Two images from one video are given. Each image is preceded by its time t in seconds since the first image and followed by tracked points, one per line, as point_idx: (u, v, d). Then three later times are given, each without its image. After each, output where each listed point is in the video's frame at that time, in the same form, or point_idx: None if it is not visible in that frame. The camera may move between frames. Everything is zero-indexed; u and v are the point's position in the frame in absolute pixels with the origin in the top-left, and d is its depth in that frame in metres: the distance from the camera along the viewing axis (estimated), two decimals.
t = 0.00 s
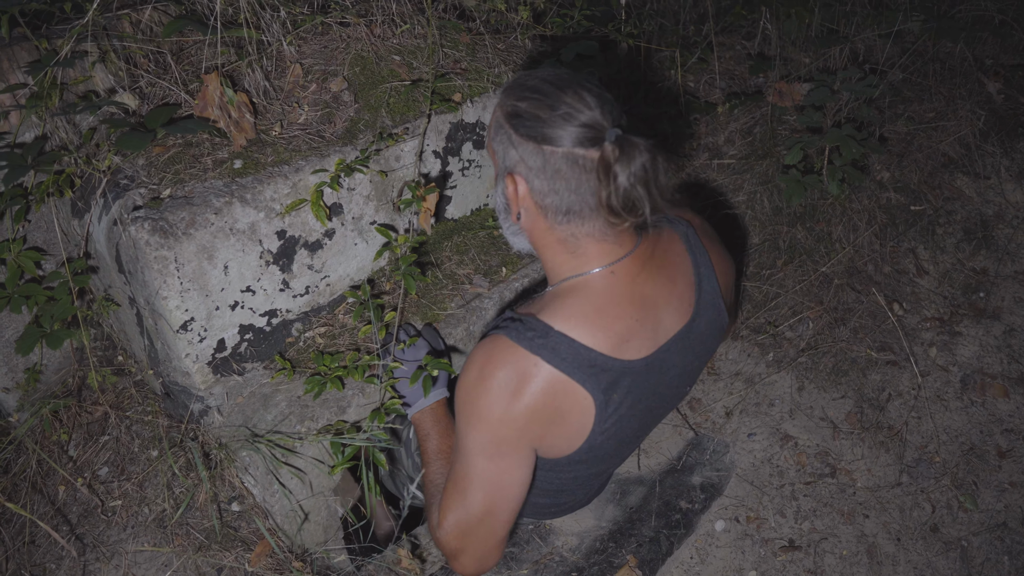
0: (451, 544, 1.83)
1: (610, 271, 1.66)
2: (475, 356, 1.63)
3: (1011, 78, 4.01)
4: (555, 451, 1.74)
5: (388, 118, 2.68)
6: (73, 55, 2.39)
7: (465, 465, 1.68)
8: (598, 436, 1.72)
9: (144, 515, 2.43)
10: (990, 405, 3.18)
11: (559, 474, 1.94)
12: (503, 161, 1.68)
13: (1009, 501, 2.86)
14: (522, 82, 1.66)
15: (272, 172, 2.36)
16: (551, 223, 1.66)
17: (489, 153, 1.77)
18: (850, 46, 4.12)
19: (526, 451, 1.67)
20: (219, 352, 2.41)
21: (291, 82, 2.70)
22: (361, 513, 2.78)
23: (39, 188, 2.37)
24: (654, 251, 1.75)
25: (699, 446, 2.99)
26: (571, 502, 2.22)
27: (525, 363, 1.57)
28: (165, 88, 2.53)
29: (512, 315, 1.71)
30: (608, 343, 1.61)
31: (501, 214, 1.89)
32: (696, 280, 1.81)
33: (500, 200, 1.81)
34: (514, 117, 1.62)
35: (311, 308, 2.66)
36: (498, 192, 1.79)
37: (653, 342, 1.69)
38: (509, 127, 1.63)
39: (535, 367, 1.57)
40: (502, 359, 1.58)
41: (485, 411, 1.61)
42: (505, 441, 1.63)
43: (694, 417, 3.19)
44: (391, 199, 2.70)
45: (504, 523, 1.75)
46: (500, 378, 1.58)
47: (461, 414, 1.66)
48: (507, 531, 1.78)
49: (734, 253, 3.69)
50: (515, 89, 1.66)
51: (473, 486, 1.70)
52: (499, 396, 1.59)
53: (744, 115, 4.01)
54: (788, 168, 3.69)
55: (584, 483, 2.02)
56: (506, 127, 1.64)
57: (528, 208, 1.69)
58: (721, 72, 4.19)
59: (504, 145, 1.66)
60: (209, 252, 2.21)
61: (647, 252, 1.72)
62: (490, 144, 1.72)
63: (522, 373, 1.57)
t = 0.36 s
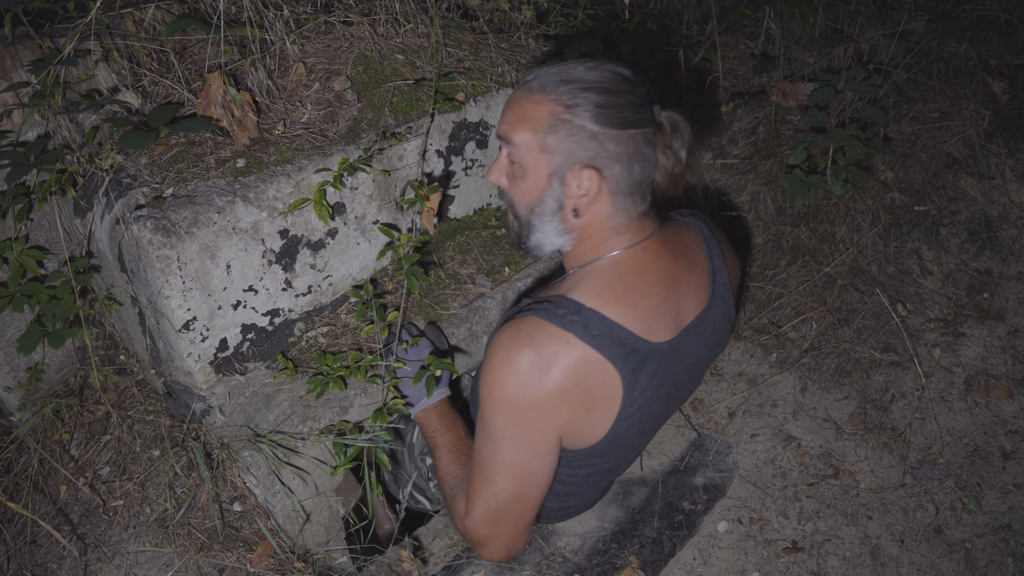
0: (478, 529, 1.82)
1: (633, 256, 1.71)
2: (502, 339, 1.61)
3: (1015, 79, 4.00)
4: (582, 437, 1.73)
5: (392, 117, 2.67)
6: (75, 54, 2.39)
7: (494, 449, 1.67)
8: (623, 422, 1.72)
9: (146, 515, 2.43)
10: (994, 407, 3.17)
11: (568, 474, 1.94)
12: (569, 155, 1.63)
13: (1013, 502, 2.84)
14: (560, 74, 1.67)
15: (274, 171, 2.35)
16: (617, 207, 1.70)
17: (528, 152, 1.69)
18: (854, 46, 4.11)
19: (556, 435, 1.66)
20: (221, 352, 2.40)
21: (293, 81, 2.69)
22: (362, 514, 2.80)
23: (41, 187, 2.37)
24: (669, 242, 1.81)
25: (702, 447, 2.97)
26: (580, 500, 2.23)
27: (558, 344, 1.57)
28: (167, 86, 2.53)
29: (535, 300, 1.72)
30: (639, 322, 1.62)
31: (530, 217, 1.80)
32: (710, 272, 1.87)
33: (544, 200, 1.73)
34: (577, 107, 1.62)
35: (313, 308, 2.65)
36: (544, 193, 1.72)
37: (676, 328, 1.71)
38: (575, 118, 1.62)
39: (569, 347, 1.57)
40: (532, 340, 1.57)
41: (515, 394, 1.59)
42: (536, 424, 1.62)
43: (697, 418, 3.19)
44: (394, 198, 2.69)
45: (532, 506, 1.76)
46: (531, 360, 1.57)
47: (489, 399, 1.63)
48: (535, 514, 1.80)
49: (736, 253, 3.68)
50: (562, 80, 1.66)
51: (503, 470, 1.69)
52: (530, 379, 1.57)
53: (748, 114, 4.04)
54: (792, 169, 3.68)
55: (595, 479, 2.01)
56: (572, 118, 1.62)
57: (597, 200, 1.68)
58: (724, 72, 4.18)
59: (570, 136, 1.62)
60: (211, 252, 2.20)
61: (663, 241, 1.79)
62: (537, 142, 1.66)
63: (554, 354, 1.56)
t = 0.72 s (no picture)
0: (510, 518, 1.85)
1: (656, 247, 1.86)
2: (549, 326, 1.67)
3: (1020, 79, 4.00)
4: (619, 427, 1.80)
5: (396, 117, 2.67)
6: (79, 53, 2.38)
7: (535, 437, 1.71)
8: (660, 408, 1.81)
9: (150, 514, 2.42)
10: (998, 408, 3.16)
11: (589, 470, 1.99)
12: (643, 148, 1.81)
13: (1018, 504, 2.83)
14: (626, 71, 1.84)
15: (278, 171, 2.35)
16: (670, 196, 1.92)
17: (604, 148, 1.80)
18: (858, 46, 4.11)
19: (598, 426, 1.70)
20: (225, 351, 2.39)
21: (297, 80, 2.69)
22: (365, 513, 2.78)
23: (45, 186, 2.36)
24: (688, 236, 1.97)
25: (706, 447, 2.96)
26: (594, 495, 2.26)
27: (606, 328, 1.65)
28: (171, 85, 2.53)
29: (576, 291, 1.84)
30: (677, 305, 1.75)
31: (594, 214, 1.89)
32: (723, 265, 2.02)
33: (616, 195, 1.85)
34: (652, 101, 1.80)
35: (317, 307, 2.64)
36: (616, 187, 1.84)
37: (704, 313, 1.84)
38: (651, 112, 1.80)
39: (616, 331, 1.66)
40: (582, 325, 1.64)
41: (561, 381, 1.64)
42: (579, 412, 1.67)
43: (701, 418, 3.17)
44: (398, 198, 2.68)
45: (564, 496, 1.79)
46: (580, 345, 1.63)
47: (535, 387, 1.67)
48: (563, 505, 1.83)
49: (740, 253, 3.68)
50: (623, 76, 1.83)
51: (541, 459, 1.73)
52: (577, 366, 1.63)
53: (751, 115, 4.04)
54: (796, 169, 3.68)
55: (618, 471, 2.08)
56: (643, 112, 1.79)
57: (663, 189, 1.88)
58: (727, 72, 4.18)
59: (643, 130, 1.80)
60: (216, 251, 2.20)
61: (685, 237, 1.94)
62: (614, 136, 1.79)
63: (602, 339, 1.64)
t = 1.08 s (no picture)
0: (520, 517, 1.83)
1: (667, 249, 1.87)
2: (563, 322, 1.67)
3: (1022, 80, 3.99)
4: (629, 426, 1.80)
5: (396, 117, 2.68)
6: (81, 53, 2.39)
7: (547, 434, 1.71)
8: (669, 408, 1.82)
9: (150, 513, 2.44)
10: (999, 409, 3.15)
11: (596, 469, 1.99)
12: (663, 147, 1.83)
13: (1018, 505, 2.83)
14: (649, 70, 1.86)
15: (279, 171, 2.36)
16: (686, 196, 1.93)
17: (623, 146, 1.82)
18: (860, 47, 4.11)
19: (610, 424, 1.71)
20: (226, 351, 2.40)
21: (299, 80, 2.70)
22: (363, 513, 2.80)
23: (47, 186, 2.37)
24: (699, 238, 1.97)
25: (706, 447, 2.96)
26: (598, 495, 2.27)
27: (620, 325, 1.66)
28: (173, 86, 2.53)
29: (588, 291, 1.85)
30: (688, 304, 1.76)
31: (611, 212, 1.91)
32: (733, 267, 2.03)
33: (634, 193, 1.87)
34: (673, 101, 1.83)
35: (318, 307, 2.65)
36: (634, 187, 1.86)
37: (714, 314, 1.85)
38: (672, 111, 1.83)
39: (630, 328, 1.66)
40: (597, 322, 1.65)
41: (576, 378, 1.64)
42: (591, 409, 1.67)
43: (701, 419, 3.17)
44: (399, 198, 2.69)
45: (574, 494, 1.79)
46: (595, 342, 1.63)
47: (549, 384, 1.67)
48: (572, 504, 1.82)
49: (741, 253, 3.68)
50: (647, 76, 1.85)
51: (553, 456, 1.72)
52: (592, 362, 1.63)
53: (752, 115, 4.04)
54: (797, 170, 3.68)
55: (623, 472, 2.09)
56: (666, 111, 1.82)
57: (679, 189, 1.89)
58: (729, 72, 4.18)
59: (663, 130, 1.82)
60: (216, 251, 2.21)
61: (696, 238, 1.95)
62: (633, 135, 1.81)
63: (616, 337, 1.64)
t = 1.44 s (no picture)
0: (500, 518, 1.84)
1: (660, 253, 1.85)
2: (550, 324, 1.67)
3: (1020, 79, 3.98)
4: (613, 429, 1.81)
5: (391, 116, 2.67)
6: (75, 52, 2.39)
7: (529, 436, 1.70)
8: (656, 413, 1.82)
9: (145, 512, 2.44)
10: (995, 408, 3.15)
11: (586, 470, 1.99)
12: (642, 151, 1.79)
13: (1014, 504, 2.82)
14: (641, 72, 1.83)
15: (273, 170, 2.35)
16: (670, 203, 1.88)
17: (598, 147, 1.82)
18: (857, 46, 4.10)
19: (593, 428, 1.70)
20: (220, 350, 2.40)
21: (294, 79, 2.69)
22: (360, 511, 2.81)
23: (42, 185, 2.38)
24: (694, 242, 1.96)
25: (702, 447, 2.95)
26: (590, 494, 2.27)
27: (604, 330, 1.65)
28: (168, 85, 2.53)
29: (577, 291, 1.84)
30: (678, 311, 1.75)
31: (587, 209, 1.92)
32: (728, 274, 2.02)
33: (609, 194, 1.86)
34: (659, 106, 1.79)
35: (312, 307, 2.65)
36: (610, 187, 1.85)
37: (705, 321, 1.85)
38: (656, 116, 1.79)
39: (614, 333, 1.66)
40: (581, 326, 1.65)
41: (558, 382, 1.64)
42: (573, 414, 1.66)
43: (698, 418, 3.17)
44: (394, 198, 2.69)
45: (554, 496, 1.79)
46: (578, 347, 1.63)
47: (531, 386, 1.67)
48: (553, 506, 1.83)
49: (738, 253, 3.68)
50: (638, 78, 1.82)
51: (534, 458, 1.72)
52: (574, 366, 1.63)
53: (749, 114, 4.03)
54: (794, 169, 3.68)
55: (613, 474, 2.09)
56: (648, 116, 1.78)
57: (659, 195, 1.85)
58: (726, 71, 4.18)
59: (643, 134, 1.79)
60: (211, 249, 2.20)
61: (692, 243, 1.94)
62: (610, 138, 1.80)
63: (599, 341, 1.64)
